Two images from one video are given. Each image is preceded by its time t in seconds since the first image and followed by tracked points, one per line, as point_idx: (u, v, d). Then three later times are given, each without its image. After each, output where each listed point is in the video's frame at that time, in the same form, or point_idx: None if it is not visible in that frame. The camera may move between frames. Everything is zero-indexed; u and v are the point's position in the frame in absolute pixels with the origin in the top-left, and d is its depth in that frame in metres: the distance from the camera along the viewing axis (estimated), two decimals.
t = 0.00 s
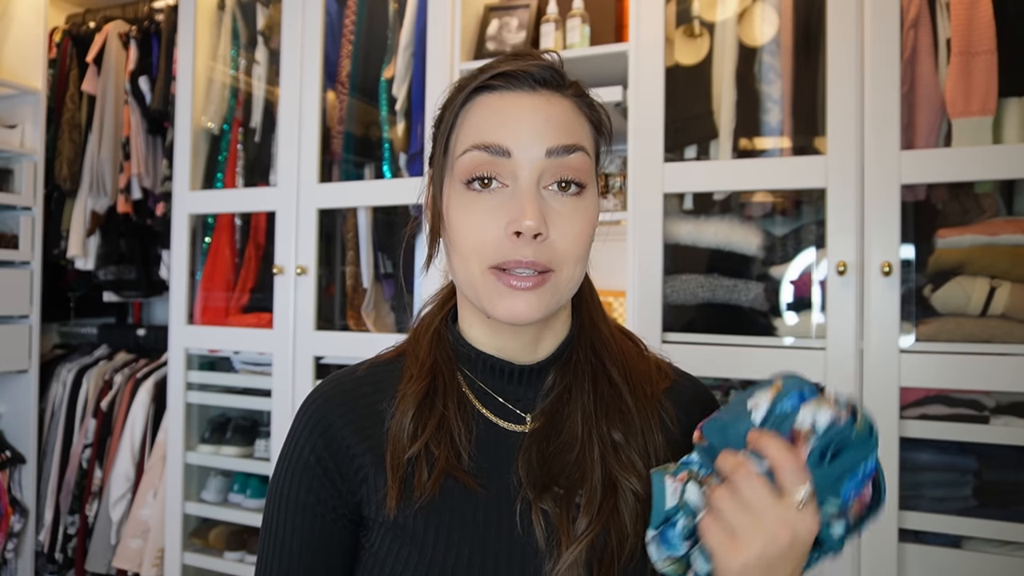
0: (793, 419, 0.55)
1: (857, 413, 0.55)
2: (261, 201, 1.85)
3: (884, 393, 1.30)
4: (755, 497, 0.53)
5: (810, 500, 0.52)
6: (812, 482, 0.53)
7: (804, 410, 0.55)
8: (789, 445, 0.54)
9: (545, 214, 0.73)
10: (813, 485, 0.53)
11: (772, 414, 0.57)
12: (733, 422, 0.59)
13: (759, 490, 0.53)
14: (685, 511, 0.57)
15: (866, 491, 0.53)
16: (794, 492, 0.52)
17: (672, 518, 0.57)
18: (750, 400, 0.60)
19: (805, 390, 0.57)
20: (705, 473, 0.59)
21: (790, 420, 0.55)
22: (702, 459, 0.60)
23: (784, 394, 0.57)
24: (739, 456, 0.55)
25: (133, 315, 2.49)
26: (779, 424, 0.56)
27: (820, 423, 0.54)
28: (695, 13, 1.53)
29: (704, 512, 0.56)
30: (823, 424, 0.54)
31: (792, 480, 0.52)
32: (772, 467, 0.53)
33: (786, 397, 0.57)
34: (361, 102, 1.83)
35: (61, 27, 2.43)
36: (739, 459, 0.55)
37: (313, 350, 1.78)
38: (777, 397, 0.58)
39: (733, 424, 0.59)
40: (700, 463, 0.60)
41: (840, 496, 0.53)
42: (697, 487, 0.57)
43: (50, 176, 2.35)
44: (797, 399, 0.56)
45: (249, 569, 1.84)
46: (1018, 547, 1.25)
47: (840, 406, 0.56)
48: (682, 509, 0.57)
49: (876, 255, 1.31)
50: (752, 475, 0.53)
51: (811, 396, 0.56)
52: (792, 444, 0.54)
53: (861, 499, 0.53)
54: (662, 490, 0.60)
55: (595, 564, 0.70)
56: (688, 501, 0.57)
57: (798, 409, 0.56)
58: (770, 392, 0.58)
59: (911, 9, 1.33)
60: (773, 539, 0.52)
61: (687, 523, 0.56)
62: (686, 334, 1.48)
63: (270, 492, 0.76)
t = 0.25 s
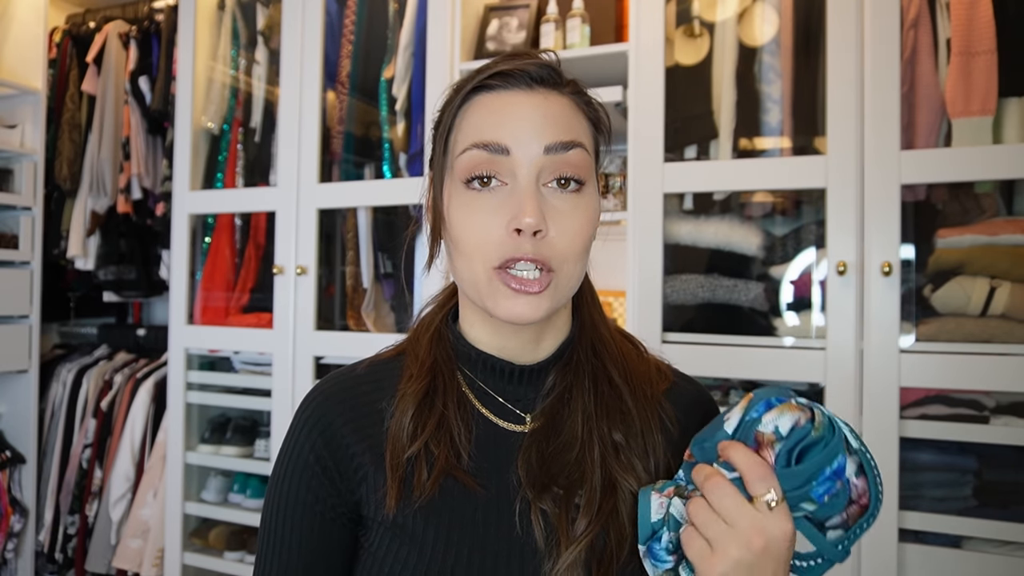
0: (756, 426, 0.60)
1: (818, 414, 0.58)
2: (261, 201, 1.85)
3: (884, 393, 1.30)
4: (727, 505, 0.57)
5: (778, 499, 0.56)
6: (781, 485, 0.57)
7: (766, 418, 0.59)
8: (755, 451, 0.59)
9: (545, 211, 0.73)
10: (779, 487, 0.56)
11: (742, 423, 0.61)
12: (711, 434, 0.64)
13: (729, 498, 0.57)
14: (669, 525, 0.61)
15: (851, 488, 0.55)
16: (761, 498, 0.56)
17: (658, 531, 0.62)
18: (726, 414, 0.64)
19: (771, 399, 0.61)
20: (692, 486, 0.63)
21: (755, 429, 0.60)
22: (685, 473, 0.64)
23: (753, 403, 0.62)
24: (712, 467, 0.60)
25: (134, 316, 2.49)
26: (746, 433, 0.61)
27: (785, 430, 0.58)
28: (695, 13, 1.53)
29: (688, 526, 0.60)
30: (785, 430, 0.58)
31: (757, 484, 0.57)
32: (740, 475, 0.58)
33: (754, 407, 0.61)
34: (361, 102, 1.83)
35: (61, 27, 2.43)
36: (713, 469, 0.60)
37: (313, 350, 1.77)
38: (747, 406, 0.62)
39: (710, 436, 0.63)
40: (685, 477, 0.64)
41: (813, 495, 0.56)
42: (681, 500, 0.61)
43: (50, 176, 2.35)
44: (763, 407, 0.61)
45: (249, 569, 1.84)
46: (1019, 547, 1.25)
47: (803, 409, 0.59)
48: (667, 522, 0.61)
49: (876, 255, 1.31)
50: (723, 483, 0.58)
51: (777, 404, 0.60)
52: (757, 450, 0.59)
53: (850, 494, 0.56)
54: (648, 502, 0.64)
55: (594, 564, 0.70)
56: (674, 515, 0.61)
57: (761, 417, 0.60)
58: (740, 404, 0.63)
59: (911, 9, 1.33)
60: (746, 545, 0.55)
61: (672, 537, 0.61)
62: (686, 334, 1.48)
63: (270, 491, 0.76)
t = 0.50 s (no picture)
0: (753, 426, 0.56)
1: (813, 412, 0.56)
2: (261, 201, 1.85)
3: (884, 393, 1.30)
4: (732, 506, 0.52)
5: (784, 498, 0.52)
6: (783, 483, 0.53)
7: (763, 415, 0.56)
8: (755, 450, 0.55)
9: (536, 210, 0.73)
10: (784, 485, 0.52)
11: (737, 423, 0.58)
12: (703, 435, 0.59)
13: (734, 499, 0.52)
14: (670, 530, 0.56)
15: (847, 483, 0.54)
16: (766, 497, 0.52)
17: (658, 539, 0.56)
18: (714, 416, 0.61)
19: (763, 398, 0.58)
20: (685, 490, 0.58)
21: (751, 429, 0.56)
22: (678, 477, 0.59)
23: (746, 402, 0.59)
24: (710, 470, 0.55)
25: (133, 316, 2.49)
26: (741, 434, 0.57)
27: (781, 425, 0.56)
28: (695, 13, 1.53)
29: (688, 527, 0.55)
30: (782, 427, 0.55)
31: (762, 483, 0.52)
32: (741, 475, 0.53)
33: (747, 406, 0.58)
34: (361, 102, 1.83)
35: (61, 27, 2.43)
36: (712, 471, 0.54)
37: (313, 350, 1.78)
38: (739, 406, 0.59)
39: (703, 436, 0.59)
40: (678, 481, 0.59)
41: (813, 492, 0.53)
42: (679, 504, 0.56)
43: (50, 176, 2.35)
44: (757, 406, 0.58)
45: (249, 569, 1.84)
46: (1019, 547, 1.25)
47: (796, 406, 0.57)
48: (667, 529, 0.56)
49: (876, 255, 1.31)
50: (727, 482, 0.53)
51: (769, 402, 0.58)
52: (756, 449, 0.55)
53: (844, 491, 0.54)
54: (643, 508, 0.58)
55: (592, 565, 0.69)
56: (672, 520, 0.56)
57: (756, 417, 0.57)
58: (732, 404, 0.60)
59: (911, 9, 1.33)
60: (753, 545, 0.50)
61: (673, 544, 0.55)
62: (686, 334, 1.48)
63: (270, 489, 0.76)
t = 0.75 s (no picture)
0: (766, 335, 0.65)
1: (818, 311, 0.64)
2: (261, 201, 1.85)
3: (884, 393, 1.30)
4: (757, 404, 0.59)
5: (803, 388, 0.60)
6: (801, 375, 0.60)
7: (773, 325, 0.64)
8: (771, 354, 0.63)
9: (528, 201, 0.73)
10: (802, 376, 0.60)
11: (749, 342, 0.66)
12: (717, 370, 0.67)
13: (760, 395, 0.59)
14: (699, 454, 0.64)
15: (854, 391, 0.61)
16: (786, 389, 0.60)
17: (689, 462, 0.65)
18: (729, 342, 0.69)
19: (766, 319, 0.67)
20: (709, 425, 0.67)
21: (764, 339, 0.64)
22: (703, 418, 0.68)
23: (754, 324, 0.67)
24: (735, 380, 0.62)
25: (134, 316, 2.49)
26: (757, 346, 0.65)
27: (791, 331, 0.64)
28: (695, 13, 1.53)
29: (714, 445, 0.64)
30: (791, 330, 0.63)
31: (781, 376, 0.60)
32: (763, 376, 0.61)
33: (755, 328, 0.67)
34: (361, 102, 1.83)
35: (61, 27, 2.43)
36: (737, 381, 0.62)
37: (313, 350, 1.77)
38: (749, 330, 0.67)
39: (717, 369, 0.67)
40: (701, 422, 0.68)
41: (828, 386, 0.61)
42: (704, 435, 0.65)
43: (50, 176, 2.35)
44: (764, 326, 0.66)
45: (249, 569, 1.84)
46: (1019, 547, 1.25)
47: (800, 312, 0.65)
48: (696, 454, 0.65)
49: (876, 255, 1.31)
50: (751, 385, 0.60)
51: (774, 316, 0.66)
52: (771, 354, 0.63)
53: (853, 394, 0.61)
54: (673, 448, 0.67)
55: (588, 562, 0.69)
56: (699, 447, 0.65)
57: (766, 330, 0.65)
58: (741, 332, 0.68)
59: (911, 9, 1.33)
60: (783, 430, 0.58)
61: (704, 463, 0.64)
62: (685, 334, 1.48)
63: (269, 487, 0.76)
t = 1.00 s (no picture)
0: (766, 408, 0.60)
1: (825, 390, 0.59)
2: (261, 201, 1.85)
3: (884, 393, 1.30)
4: (746, 493, 0.57)
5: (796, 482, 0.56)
6: (796, 465, 0.57)
7: (775, 399, 0.60)
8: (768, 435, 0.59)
9: (514, 190, 0.73)
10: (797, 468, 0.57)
11: (747, 407, 0.62)
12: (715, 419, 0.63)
13: (750, 485, 0.57)
14: (680, 517, 0.61)
15: (854, 464, 0.57)
16: (778, 481, 0.56)
17: (670, 524, 0.62)
18: (727, 397, 0.64)
19: (774, 378, 0.61)
20: (696, 476, 0.63)
21: (765, 411, 0.60)
22: (689, 465, 0.64)
23: (756, 385, 0.62)
24: (724, 455, 0.60)
25: (133, 316, 2.49)
26: (754, 417, 0.61)
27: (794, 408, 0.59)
28: (695, 13, 1.53)
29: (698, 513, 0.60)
30: (795, 409, 0.59)
31: (775, 468, 0.57)
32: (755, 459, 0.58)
33: (757, 390, 0.62)
34: (361, 102, 1.83)
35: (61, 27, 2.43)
36: (725, 458, 0.59)
37: (313, 350, 1.78)
38: (750, 390, 0.62)
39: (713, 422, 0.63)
40: (688, 469, 0.65)
41: (825, 473, 0.57)
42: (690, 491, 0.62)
43: (50, 176, 2.35)
44: (768, 390, 0.61)
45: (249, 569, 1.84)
46: (1018, 547, 1.25)
47: (809, 386, 0.60)
48: (677, 514, 0.62)
49: (876, 255, 1.31)
50: (740, 470, 0.57)
51: (781, 384, 0.61)
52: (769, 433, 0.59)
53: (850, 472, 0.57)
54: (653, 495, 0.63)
55: (584, 558, 0.69)
56: (683, 506, 0.61)
57: (769, 399, 0.60)
58: (742, 387, 0.63)
59: (911, 9, 1.33)
60: (768, 528, 0.55)
61: (684, 528, 0.61)
62: (685, 334, 1.48)
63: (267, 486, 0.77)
